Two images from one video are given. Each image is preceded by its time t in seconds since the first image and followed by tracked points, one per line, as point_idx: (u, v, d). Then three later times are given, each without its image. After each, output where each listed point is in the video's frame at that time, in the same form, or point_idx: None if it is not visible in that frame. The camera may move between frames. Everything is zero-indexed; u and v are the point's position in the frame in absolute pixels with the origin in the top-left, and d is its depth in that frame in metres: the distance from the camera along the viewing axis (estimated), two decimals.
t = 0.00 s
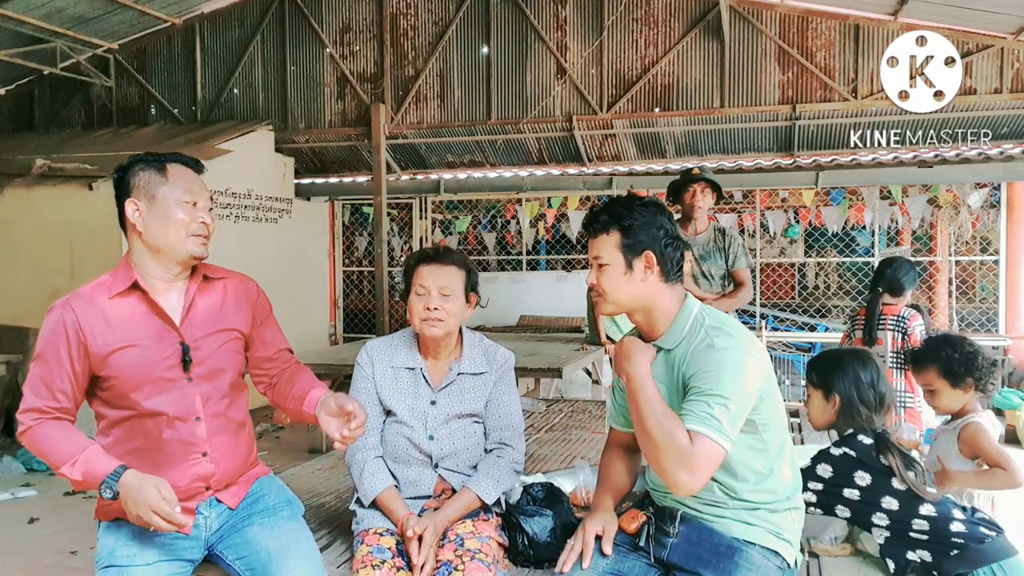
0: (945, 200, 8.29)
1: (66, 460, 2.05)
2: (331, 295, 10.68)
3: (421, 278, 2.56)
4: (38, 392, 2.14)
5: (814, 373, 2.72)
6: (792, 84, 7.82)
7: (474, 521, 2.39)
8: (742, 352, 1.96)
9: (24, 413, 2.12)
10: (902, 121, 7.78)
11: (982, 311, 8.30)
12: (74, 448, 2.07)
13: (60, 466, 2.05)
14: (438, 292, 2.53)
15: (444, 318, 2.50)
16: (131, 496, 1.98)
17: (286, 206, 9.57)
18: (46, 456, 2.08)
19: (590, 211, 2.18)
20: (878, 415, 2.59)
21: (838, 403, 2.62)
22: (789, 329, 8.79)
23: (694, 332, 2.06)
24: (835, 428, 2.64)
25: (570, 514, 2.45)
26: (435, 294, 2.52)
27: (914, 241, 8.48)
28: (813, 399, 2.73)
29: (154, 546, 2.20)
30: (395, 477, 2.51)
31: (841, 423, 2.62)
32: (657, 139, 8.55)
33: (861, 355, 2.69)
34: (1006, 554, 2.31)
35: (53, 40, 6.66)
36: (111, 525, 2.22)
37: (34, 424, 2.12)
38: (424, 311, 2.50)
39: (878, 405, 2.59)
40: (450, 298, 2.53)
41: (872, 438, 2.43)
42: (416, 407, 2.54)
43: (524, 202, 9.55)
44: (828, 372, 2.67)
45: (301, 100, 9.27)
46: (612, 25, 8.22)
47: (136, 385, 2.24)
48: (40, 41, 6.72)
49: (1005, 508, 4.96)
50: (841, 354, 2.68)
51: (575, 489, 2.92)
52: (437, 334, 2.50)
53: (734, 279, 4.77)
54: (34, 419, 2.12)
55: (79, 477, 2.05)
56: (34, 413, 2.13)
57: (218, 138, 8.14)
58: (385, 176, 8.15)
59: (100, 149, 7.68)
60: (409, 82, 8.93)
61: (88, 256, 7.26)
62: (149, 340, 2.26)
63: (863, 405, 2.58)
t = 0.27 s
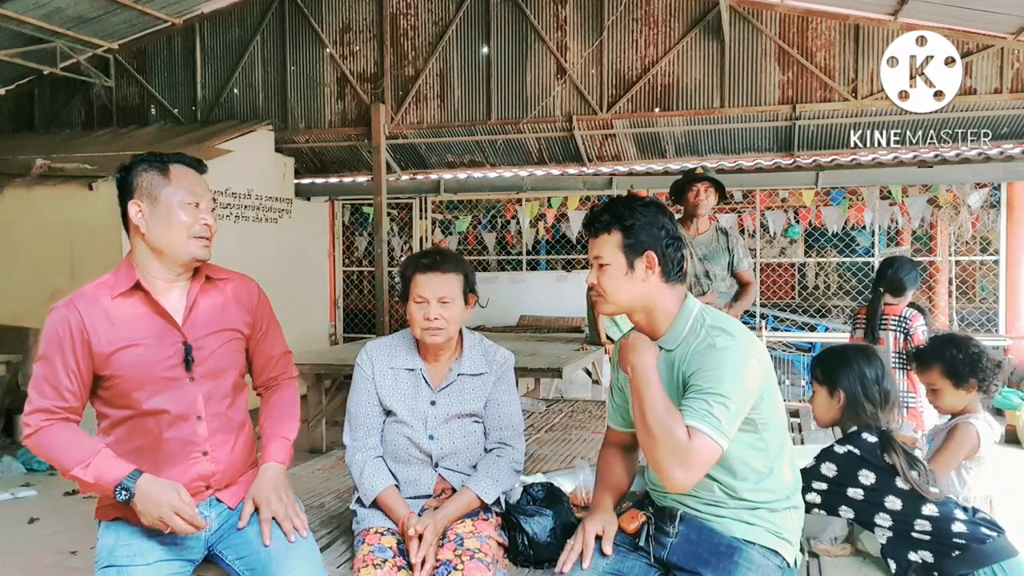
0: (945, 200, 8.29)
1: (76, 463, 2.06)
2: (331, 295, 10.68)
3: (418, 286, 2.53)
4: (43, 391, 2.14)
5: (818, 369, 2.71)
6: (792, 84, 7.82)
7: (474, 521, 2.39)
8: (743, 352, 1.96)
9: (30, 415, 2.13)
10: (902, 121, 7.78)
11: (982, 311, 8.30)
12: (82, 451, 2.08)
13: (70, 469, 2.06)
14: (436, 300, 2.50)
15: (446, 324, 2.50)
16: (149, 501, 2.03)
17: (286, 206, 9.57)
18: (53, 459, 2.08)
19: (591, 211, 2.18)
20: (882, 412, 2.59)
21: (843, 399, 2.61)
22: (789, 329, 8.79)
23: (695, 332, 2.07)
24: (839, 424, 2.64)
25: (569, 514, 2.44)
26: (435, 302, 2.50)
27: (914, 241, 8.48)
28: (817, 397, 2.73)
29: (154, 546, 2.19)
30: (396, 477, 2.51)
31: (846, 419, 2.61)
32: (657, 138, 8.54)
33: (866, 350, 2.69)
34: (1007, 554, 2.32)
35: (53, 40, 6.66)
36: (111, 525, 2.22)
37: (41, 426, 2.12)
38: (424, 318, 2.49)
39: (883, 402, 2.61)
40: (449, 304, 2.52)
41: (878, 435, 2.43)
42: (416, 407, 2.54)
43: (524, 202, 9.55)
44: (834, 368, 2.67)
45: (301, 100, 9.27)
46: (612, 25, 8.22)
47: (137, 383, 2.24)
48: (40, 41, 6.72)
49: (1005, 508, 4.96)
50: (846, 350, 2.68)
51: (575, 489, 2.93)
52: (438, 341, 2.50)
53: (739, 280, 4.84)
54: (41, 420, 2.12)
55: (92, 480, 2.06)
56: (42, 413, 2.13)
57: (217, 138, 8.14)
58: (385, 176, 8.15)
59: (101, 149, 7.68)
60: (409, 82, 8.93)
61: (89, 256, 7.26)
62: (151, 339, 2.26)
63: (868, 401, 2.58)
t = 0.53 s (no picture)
0: (945, 200, 8.29)
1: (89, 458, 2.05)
2: (331, 295, 10.68)
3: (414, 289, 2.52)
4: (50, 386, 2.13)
5: (820, 368, 2.72)
6: (792, 84, 7.82)
7: (473, 521, 2.38)
8: (743, 352, 1.96)
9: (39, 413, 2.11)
10: (902, 121, 7.79)
11: (982, 311, 8.30)
12: (92, 446, 2.06)
13: (83, 464, 2.04)
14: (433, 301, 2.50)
15: (444, 328, 2.49)
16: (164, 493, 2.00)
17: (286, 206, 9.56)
18: (63, 457, 2.07)
19: (593, 209, 2.18)
20: (885, 411, 2.60)
21: (845, 398, 2.62)
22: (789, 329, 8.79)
23: (695, 332, 2.07)
24: (842, 424, 2.64)
25: (569, 514, 2.44)
26: (432, 304, 2.49)
27: (914, 241, 8.49)
28: (820, 396, 2.73)
29: (154, 546, 2.19)
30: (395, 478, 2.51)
31: (848, 419, 2.61)
32: (657, 139, 8.55)
33: (868, 349, 2.69)
34: (1007, 554, 2.32)
35: (53, 40, 6.66)
36: (112, 524, 2.21)
37: (52, 423, 2.10)
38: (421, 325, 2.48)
39: (885, 401, 2.60)
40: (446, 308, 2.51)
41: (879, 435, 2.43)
42: (415, 409, 2.54)
43: (524, 202, 9.55)
44: (836, 367, 2.67)
45: (301, 100, 9.27)
46: (612, 25, 8.22)
47: (140, 381, 2.24)
48: (41, 41, 6.72)
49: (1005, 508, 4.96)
50: (847, 349, 2.68)
51: (574, 489, 2.93)
52: (434, 344, 2.49)
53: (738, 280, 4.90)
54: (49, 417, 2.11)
55: (106, 473, 2.04)
56: (52, 410, 2.12)
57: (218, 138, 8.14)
58: (385, 176, 8.15)
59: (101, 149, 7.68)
60: (409, 82, 8.93)
61: (90, 257, 7.20)
62: (154, 338, 2.26)
63: (871, 400, 2.58)
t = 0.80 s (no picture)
0: (945, 200, 8.29)
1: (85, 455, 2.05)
2: (331, 295, 10.68)
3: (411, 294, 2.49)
4: (52, 382, 2.14)
5: (818, 371, 2.72)
6: (792, 84, 7.83)
7: (473, 522, 2.38)
8: (743, 354, 1.96)
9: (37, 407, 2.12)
10: (902, 121, 7.79)
11: (982, 311, 8.30)
12: (91, 443, 2.07)
13: (79, 460, 2.05)
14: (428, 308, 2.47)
15: (441, 332, 2.48)
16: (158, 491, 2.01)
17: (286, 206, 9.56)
18: (61, 452, 2.07)
19: (594, 209, 2.19)
20: (884, 415, 2.60)
21: (844, 402, 2.62)
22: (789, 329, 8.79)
23: (695, 332, 2.06)
24: (840, 426, 2.64)
25: (569, 515, 2.44)
26: (429, 309, 2.47)
27: (914, 241, 8.49)
28: (818, 399, 2.73)
29: (155, 546, 2.19)
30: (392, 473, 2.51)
31: (847, 422, 2.61)
32: (657, 139, 8.55)
33: (867, 351, 2.69)
34: (1007, 554, 2.31)
35: (53, 39, 6.66)
36: (113, 523, 2.22)
37: (50, 418, 2.11)
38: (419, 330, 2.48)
39: (884, 404, 2.60)
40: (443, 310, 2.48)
41: (876, 437, 2.44)
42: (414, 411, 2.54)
43: (524, 202, 9.55)
44: (834, 370, 2.67)
45: (301, 100, 9.27)
46: (612, 25, 8.22)
47: (142, 380, 2.24)
48: (41, 41, 6.71)
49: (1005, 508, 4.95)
50: (845, 352, 2.69)
51: (575, 489, 2.92)
52: (433, 347, 2.50)
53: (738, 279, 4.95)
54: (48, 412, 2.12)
55: (102, 470, 2.04)
56: (51, 404, 2.13)
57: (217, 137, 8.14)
58: (385, 176, 8.15)
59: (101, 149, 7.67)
60: (409, 82, 8.93)
61: (90, 258, 7.21)
62: (156, 337, 2.27)
63: (869, 404, 2.58)
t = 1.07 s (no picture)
0: (945, 200, 8.29)
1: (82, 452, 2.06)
2: (331, 295, 10.68)
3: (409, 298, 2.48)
4: (55, 378, 2.16)
5: (818, 371, 2.72)
6: (792, 84, 7.83)
7: (473, 522, 2.38)
8: (733, 348, 1.96)
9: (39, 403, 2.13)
10: (902, 121, 7.79)
11: (982, 311, 8.30)
12: (91, 441, 2.07)
13: (78, 457, 2.05)
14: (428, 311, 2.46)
15: (442, 333, 2.48)
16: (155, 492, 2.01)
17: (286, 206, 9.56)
18: (59, 448, 2.08)
19: (595, 206, 2.19)
20: (884, 416, 2.59)
21: (843, 403, 2.61)
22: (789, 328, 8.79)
23: (688, 328, 2.07)
24: (840, 428, 2.63)
25: (570, 515, 2.44)
26: (428, 313, 2.46)
27: (914, 241, 8.49)
28: (818, 400, 2.72)
29: (155, 546, 2.19)
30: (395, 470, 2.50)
31: (846, 423, 2.61)
32: (657, 139, 8.55)
33: (867, 353, 2.69)
34: (1006, 554, 2.31)
35: (53, 39, 6.66)
36: (114, 523, 2.22)
37: (50, 413, 2.13)
38: (417, 330, 2.48)
39: (884, 406, 2.59)
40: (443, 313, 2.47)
41: (875, 437, 2.44)
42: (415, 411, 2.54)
43: (524, 202, 9.55)
44: (834, 371, 2.66)
45: (301, 100, 9.27)
46: (612, 25, 8.22)
47: (144, 378, 2.24)
48: (41, 41, 6.71)
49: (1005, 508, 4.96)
50: (845, 352, 2.69)
51: (575, 489, 2.92)
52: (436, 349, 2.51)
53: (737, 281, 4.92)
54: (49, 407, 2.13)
55: (96, 470, 2.04)
56: (51, 400, 2.14)
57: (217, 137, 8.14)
58: (385, 176, 8.16)
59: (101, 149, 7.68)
60: (409, 82, 8.93)
61: (90, 257, 7.28)
62: (159, 338, 2.26)
63: (869, 405, 2.58)
